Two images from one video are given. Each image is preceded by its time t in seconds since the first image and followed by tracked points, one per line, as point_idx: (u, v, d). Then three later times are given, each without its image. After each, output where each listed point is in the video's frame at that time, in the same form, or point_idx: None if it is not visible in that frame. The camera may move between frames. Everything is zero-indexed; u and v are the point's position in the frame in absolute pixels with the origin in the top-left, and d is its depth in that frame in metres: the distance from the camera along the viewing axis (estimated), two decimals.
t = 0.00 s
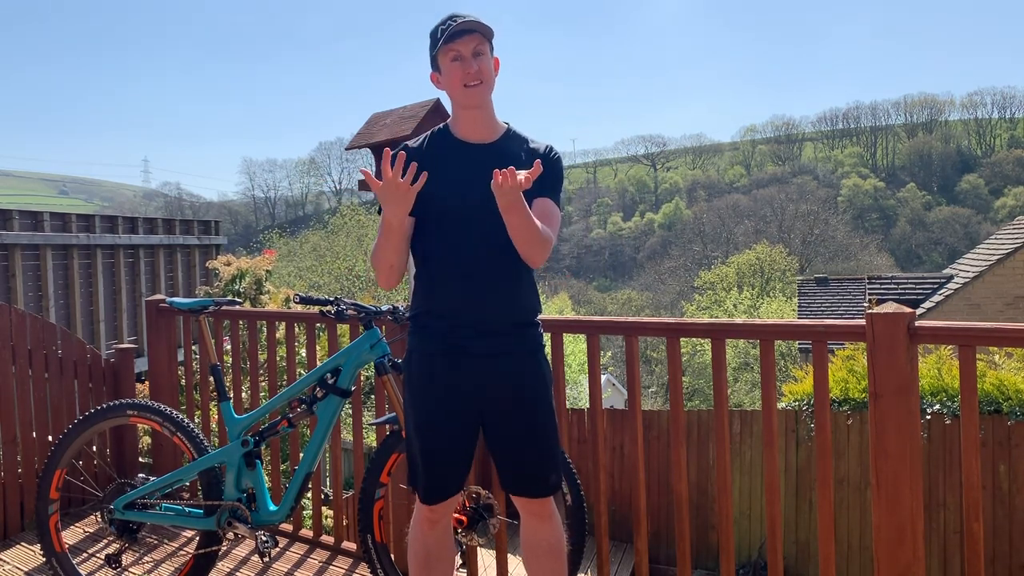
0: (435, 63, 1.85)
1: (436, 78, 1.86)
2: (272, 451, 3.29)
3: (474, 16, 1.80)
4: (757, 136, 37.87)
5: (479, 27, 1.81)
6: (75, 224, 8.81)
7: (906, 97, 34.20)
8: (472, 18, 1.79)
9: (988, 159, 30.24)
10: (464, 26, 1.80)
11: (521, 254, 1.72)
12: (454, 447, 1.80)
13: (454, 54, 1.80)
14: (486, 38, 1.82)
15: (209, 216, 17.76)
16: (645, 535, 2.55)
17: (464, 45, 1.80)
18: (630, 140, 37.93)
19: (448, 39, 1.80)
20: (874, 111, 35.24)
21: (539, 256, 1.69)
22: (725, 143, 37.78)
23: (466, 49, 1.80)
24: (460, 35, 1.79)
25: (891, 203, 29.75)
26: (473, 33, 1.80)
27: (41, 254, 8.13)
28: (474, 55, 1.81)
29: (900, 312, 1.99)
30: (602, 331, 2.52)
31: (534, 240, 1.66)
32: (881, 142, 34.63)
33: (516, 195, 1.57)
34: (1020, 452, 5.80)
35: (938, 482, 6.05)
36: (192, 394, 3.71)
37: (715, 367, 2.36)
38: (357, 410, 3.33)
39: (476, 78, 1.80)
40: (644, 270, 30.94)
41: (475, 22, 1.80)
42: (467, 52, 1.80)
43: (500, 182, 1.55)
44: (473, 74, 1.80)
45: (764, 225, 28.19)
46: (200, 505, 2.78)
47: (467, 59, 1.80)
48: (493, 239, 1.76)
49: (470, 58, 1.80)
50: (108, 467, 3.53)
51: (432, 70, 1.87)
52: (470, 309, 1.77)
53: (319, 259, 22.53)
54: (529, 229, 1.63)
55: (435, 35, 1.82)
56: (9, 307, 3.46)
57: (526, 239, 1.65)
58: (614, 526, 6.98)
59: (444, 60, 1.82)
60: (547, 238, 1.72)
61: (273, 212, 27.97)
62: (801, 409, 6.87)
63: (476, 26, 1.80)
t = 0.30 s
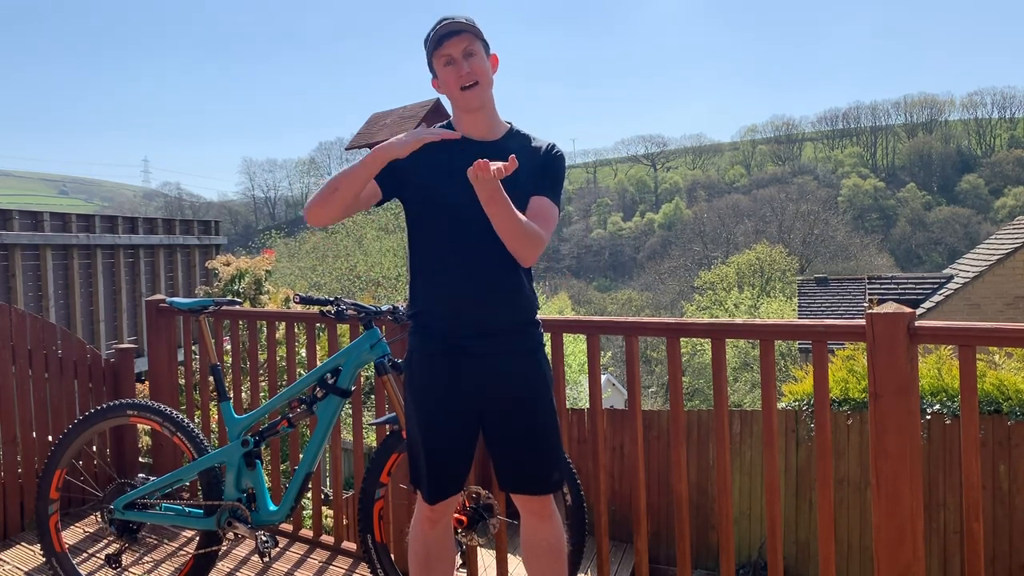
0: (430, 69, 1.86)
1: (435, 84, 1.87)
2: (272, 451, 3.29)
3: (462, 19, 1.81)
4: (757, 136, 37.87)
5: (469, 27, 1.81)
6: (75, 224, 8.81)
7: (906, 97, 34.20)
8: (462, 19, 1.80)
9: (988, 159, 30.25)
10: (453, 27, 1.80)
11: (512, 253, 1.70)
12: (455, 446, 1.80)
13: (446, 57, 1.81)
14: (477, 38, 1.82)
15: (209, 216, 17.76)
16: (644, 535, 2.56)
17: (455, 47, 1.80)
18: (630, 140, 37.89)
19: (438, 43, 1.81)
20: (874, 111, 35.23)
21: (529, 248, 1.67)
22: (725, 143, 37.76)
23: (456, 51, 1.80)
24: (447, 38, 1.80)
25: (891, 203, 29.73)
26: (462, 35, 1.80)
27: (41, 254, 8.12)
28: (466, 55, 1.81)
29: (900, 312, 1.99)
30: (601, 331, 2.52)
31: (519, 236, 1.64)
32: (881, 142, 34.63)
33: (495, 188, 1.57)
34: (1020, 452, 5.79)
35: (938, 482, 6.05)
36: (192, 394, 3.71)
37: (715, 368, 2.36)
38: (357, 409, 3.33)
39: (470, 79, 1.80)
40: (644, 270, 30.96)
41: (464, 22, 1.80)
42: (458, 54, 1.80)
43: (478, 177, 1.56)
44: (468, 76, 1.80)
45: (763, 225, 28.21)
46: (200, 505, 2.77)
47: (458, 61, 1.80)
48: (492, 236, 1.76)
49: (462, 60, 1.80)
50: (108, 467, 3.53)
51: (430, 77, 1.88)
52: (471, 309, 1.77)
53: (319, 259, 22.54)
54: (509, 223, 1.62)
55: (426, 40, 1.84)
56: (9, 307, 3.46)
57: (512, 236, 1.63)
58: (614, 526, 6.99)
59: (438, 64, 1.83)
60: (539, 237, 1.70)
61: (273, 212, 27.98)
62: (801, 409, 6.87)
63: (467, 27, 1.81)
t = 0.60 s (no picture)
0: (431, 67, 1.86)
1: (436, 82, 1.86)
2: (272, 451, 3.29)
3: (464, 18, 1.80)
4: (757, 136, 37.86)
5: (472, 27, 1.80)
6: (75, 224, 8.81)
7: (906, 97, 34.19)
8: (465, 19, 1.79)
9: (988, 159, 30.27)
10: (455, 26, 1.79)
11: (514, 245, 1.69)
12: (455, 446, 1.80)
13: (448, 56, 1.80)
14: (478, 36, 1.82)
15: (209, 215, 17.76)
16: (645, 535, 2.56)
17: (457, 46, 1.80)
18: (630, 140, 37.87)
19: (440, 41, 1.80)
20: (874, 111, 35.24)
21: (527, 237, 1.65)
22: (725, 143, 37.77)
23: (459, 50, 1.80)
24: (447, 37, 1.79)
25: (891, 203, 29.72)
26: (464, 34, 1.80)
27: (41, 254, 8.13)
28: (468, 55, 1.80)
29: (899, 312, 1.99)
30: (601, 331, 2.52)
31: (521, 228, 1.63)
32: (881, 142, 34.63)
33: (493, 168, 1.55)
34: (1020, 452, 5.79)
35: (937, 482, 6.06)
36: (192, 394, 3.71)
37: (715, 367, 2.36)
38: (357, 410, 3.33)
39: (472, 78, 1.80)
40: (644, 270, 30.96)
41: (466, 20, 1.79)
42: (460, 53, 1.80)
43: (474, 152, 1.55)
44: (469, 75, 1.80)
45: (763, 225, 28.22)
46: (200, 505, 2.77)
47: (460, 60, 1.80)
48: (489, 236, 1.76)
49: (464, 59, 1.80)
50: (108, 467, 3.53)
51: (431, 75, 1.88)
52: (471, 309, 1.76)
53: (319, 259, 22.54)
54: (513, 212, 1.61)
55: (429, 38, 1.83)
56: (9, 307, 3.46)
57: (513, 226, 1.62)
58: (614, 526, 6.99)
59: (440, 63, 1.82)
60: (540, 231, 1.69)
61: (273, 212, 28.00)
62: (801, 409, 6.88)
63: (469, 26, 1.80)
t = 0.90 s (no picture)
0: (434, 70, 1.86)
1: (439, 84, 1.87)
2: (272, 450, 3.29)
3: (469, 22, 1.79)
4: (757, 136, 37.85)
5: (477, 32, 1.79)
6: (75, 224, 8.81)
7: (906, 97, 34.20)
8: (471, 24, 1.79)
9: (988, 159, 30.28)
10: (461, 33, 1.78)
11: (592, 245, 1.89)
12: (461, 446, 1.80)
13: (452, 61, 1.80)
14: (484, 41, 1.81)
15: (209, 215, 17.76)
16: (645, 535, 2.55)
17: (461, 52, 1.79)
18: (630, 140, 37.89)
19: (444, 47, 1.80)
20: (874, 111, 35.25)
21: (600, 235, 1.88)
22: (725, 143, 37.78)
23: (462, 56, 1.79)
24: (453, 43, 1.79)
25: (891, 203, 29.72)
26: (469, 40, 1.79)
27: (41, 254, 8.13)
28: (472, 61, 1.80)
29: (899, 312, 1.99)
30: (602, 331, 2.52)
31: (597, 226, 1.85)
32: (881, 142, 34.64)
33: (571, 183, 1.76)
34: (1020, 452, 5.80)
35: (937, 482, 6.06)
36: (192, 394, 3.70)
37: (715, 367, 2.36)
38: (357, 410, 3.33)
39: (475, 85, 1.80)
40: (644, 269, 30.97)
41: (471, 28, 1.79)
42: (463, 59, 1.79)
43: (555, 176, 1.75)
44: (472, 81, 1.80)
45: (763, 224, 28.26)
46: (200, 505, 2.78)
47: (464, 66, 1.79)
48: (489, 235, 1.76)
49: (467, 65, 1.80)
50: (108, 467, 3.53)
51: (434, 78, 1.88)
52: (474, 307, 1.77)
53: (320, 259, 22.55)
54: (587, 213, 1.82)
55: (433, 44, 1.82)
56: (9, 307, 3.46)
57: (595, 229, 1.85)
58: (614, 526, 6.99)
59: (444, 67, 1.82)
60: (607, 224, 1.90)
61: (273, 212, 28.01)
62: (801, 409, 6.87)
63: (475, 33, 1.79)
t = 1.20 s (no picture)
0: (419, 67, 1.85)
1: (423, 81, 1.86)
2: (272, 450, 3.29)
3: (457, 20, 1.79)
4: (757, 136, 37.83)
5: (464, 31, 1.79)
6: (75, 224, 8.81)
7: (906, 97, 34.21)
8: (457, 23, 1.78)
9: (988, 159, 30.30)
10: (448, 31, 1.78)
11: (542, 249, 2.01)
12: (459, 447, 1.80)
13: (437, 59, 1.79)
14: (471, 41, 1.81)
15: (209, 215, 17.77)
16: (645, 534, 2.55)
17: (445, 50, 1.79)
18: (630, 140, 37.91)
19: (429, 44, 1.79)
20: (874, 111, 35.26)
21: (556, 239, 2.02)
22: (725, 143, 37.78)
23: (448, 54, 1.79)
24: (440, 40, 1.78)
25: (891, 203, 29.72)
26: (455, 39, 1.79)
27: (41, 254, 8.13)
28: (457, 60, 1.79)
29: (900, 312, 1.98)
30: (601, 331, 2.52)
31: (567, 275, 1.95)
32: (881, 142, 34.65)
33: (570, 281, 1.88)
34: (1021, 452, 5.79)
35: (937, 482, 6.06)
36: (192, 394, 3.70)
37: (715, 368, 2.36)
38: (357, 410, 3.33)
39: (457, 84, 1.79)
40: (644, 269, 30.98)
41: (457, 27, 1.78)
42: (449, 58, 1.79)
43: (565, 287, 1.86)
44: (455, 80, 1.80)
45: (763, 225, 28.26)
46: (200, 505, 2.77)
47: (449, 64, 1.79)
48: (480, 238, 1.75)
49: (452, 64, 1.79)
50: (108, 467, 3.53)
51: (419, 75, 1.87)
52: (468, 311, 1.77)
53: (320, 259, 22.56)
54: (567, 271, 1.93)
55: (419, 40, 1.82)
56: (9, 307, 3.46)
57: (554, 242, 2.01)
58: (614, 526, 7.00)
59: (428, 64, 1.82)
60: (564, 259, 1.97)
61: (273, 212, 28.01)
62: (801, 409, 6.87)
63: (462, 31, 1.79)
